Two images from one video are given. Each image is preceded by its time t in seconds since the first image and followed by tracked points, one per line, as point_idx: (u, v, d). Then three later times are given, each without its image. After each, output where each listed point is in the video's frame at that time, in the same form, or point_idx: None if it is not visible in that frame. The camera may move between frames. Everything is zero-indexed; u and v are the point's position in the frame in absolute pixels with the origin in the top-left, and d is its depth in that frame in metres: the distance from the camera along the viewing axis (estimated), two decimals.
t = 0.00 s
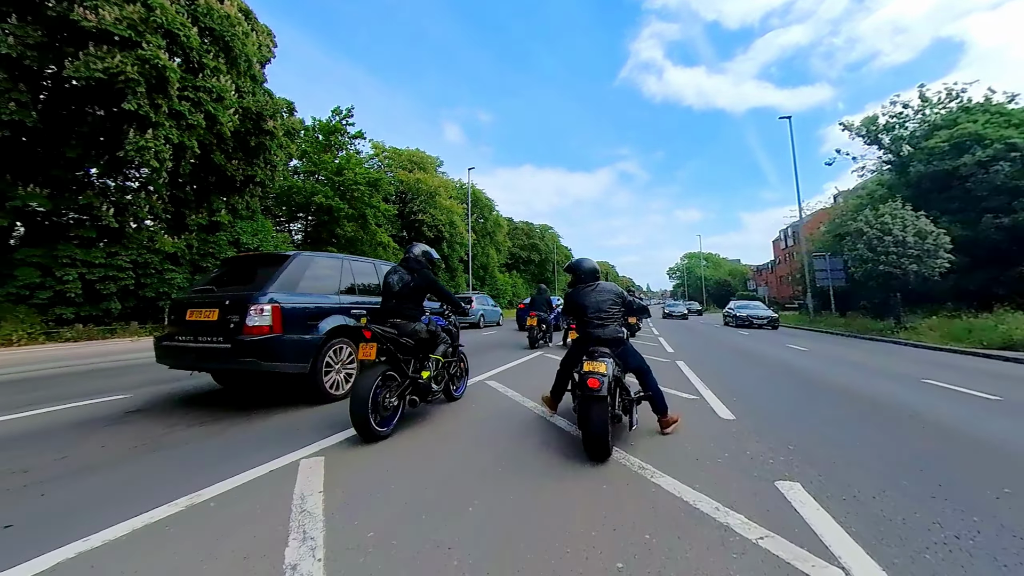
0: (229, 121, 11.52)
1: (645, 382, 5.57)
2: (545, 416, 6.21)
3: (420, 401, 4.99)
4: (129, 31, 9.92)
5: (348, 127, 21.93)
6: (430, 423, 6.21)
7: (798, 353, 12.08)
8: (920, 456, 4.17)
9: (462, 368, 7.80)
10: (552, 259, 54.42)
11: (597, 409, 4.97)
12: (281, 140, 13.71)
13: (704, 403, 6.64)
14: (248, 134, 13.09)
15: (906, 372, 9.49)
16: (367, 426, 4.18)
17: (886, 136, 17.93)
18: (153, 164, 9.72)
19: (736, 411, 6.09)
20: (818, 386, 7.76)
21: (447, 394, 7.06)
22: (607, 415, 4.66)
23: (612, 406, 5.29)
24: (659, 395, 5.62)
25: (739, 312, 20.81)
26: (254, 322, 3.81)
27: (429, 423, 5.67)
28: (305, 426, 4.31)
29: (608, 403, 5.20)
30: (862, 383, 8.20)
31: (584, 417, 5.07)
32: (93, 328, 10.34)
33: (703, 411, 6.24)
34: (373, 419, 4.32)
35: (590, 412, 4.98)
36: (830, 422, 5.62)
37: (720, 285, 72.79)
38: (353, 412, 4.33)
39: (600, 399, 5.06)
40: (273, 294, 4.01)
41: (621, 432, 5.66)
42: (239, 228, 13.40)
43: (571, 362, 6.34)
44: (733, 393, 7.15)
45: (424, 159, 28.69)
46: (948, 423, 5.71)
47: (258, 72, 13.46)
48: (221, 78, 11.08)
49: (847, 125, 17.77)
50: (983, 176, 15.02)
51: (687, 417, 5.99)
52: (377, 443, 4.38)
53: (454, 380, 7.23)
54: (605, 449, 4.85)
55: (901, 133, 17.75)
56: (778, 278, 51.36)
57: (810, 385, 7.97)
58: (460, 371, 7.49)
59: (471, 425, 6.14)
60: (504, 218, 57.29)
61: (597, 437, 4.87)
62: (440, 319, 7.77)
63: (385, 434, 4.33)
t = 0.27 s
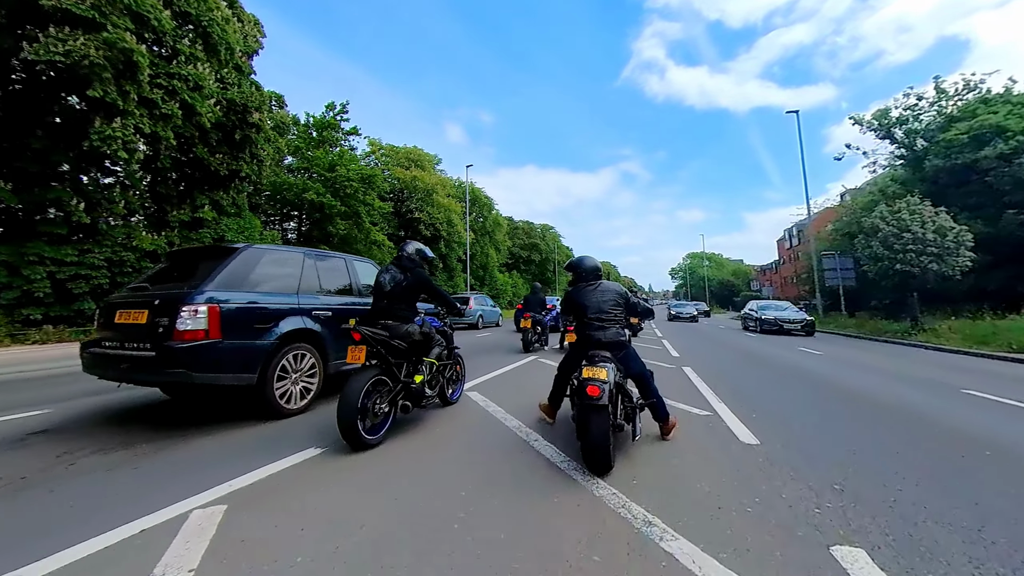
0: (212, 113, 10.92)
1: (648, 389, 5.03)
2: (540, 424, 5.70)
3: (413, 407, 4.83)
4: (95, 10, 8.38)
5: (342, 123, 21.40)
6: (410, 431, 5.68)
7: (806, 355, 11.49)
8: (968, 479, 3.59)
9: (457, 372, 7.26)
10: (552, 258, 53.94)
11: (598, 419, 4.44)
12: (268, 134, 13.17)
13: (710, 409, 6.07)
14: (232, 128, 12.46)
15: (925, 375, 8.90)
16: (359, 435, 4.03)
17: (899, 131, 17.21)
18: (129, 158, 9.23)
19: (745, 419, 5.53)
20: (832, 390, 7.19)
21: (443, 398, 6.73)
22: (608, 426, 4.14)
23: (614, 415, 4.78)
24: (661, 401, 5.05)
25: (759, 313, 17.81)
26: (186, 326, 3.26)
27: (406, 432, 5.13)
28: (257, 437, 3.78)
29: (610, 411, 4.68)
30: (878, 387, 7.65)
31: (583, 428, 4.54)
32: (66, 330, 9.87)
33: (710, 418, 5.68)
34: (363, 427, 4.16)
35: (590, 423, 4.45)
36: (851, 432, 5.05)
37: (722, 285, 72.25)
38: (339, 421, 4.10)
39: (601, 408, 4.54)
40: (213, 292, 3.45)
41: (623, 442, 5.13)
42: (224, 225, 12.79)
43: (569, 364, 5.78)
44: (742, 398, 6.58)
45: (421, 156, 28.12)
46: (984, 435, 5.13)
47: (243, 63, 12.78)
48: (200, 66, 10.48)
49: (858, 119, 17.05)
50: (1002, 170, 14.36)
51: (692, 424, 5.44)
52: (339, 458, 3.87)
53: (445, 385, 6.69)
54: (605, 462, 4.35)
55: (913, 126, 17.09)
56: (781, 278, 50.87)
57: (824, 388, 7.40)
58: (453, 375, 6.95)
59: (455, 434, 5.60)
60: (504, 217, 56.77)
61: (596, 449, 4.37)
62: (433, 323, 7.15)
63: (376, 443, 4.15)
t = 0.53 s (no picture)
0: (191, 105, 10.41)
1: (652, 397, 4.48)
2: (533, 432, 5.20)
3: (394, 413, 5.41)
4: None
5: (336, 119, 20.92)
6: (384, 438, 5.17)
7: (815, 356, 10.93)
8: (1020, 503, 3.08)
9: (449, 374, 6.77)
10: (552, 257, 53.43)
11: (595, 432, 3.91)
12: (255, 127, 12.67)
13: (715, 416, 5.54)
14: (217, 122, 11.93)
15: (944, 377, 8.35)
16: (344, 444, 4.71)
17: (910, 123, 16.62)
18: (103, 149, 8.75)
19: (754, 427, 5.00)
20: (847, 395, 6.65)
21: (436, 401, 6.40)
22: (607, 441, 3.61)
23: (614, 425, 4.25)
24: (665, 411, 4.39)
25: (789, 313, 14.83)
26: (96, 330, 2.98)
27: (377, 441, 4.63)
28: (197, 461, 3.29)
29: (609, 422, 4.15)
30: (893, 389, 7.15)
31: (579, 441, 4.01)
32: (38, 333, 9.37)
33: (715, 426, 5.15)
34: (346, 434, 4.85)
35: (587, 436, 3.92)
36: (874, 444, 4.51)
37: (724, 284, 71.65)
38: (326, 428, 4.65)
39: (599, 420, 4.01)
40: (134, 290, 3.16)
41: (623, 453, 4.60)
42: (206, 222, 12.16)
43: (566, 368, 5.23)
44: (749, 404, 6.04)
45: (418, 153, 27.63)
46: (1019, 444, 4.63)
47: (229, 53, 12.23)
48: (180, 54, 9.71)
49: (868, 112, 16.48)
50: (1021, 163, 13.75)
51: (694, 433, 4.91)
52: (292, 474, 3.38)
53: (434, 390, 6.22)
54: (603, 479, 3.84)
55: (925, 119, 16.49)
56: (784, 277, 50.29)
57: (838, 392, 6.85)
58: (442, 379, 6.48)
59: (434, 443, 5.09)
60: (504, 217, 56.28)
61: (593, 465, 3.85)
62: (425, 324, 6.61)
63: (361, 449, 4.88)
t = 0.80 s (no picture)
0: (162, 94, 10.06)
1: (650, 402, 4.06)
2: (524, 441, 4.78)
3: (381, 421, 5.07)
4: None
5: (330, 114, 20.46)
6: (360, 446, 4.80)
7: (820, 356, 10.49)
8: None
9: (439, 377, 6.33)
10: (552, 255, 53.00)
11: (589, 443, 3.49)
12: (241, 120, 12.26)
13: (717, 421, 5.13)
14: (201, 114, 11.52)
15: (958, 378, 7.92)
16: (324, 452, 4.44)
17: (918, 116, 16.14)
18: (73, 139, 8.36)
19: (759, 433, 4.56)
20: (857, 397, 6.21)
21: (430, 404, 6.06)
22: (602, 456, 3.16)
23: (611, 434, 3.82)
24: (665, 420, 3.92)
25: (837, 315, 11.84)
26: None
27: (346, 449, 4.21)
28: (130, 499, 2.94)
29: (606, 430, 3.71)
30: (907, 391, 6.72)
31: (571, 452, 3.59)
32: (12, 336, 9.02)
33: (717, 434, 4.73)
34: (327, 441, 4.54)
35: (580, 447, 3.48)
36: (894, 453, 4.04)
37: (726, 282, 71.13)
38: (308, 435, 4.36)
39: (594, 431, 3.56)
40: (39, 291, 3.03)
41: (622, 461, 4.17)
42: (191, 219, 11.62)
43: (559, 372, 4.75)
44: (752, 409, 5.61)
45: (415, 150, 27.16)
46: None
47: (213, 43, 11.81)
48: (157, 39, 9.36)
49: (877, 104, 16.14)
50: None
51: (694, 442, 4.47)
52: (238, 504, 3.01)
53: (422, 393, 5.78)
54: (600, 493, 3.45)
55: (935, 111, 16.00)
56: (787, 274, 49.74)
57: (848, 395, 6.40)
58: (430, 382, 6.07)
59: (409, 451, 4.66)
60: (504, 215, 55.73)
61: (588, 481, 3.42)
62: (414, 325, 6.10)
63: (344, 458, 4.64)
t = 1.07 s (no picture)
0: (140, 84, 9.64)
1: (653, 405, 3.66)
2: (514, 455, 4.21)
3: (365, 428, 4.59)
4: None
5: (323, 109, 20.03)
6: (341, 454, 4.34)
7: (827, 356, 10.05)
8: None
9: (428, 379, 5.82)
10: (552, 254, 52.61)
11: (582, 456, 3.07)
12: (226, 112, 11.84)
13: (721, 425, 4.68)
14: (185, 106, 11.14)
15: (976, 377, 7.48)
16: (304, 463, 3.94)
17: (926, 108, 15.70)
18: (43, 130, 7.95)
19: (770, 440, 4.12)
20: (873, 399, 5.76)
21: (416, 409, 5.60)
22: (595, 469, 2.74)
23: (607, 444, 3.39)
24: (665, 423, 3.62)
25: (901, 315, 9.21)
26: None
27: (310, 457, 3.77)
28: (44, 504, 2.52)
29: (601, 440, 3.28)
30: (923, 392, 6.30)
31: (563, 466, 3.16)
32: None
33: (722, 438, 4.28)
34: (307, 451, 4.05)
35: (571, 460, 3.07)
36: (923, 461, 3.60)
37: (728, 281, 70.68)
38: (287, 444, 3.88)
39: (587, 442, 3.14)
40: None
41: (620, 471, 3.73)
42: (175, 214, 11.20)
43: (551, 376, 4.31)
44: (760, 413, 5.16)
45: (411, 147, 26.74)
46: None
47: (197, 32, 11.41)
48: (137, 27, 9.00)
49: (886, 96, 15.81)
50: None
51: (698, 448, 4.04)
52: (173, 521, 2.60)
53: (409, 398, 5.28)
54: (595, 511, 3.02)
55: (946, 102, 15.52)
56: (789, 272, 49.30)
57: (862, 397, 5.94)
58: (420, 385, 5.55)
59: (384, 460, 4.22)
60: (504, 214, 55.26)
61: (582, 498, 3.02)
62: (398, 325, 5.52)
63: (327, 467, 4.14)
